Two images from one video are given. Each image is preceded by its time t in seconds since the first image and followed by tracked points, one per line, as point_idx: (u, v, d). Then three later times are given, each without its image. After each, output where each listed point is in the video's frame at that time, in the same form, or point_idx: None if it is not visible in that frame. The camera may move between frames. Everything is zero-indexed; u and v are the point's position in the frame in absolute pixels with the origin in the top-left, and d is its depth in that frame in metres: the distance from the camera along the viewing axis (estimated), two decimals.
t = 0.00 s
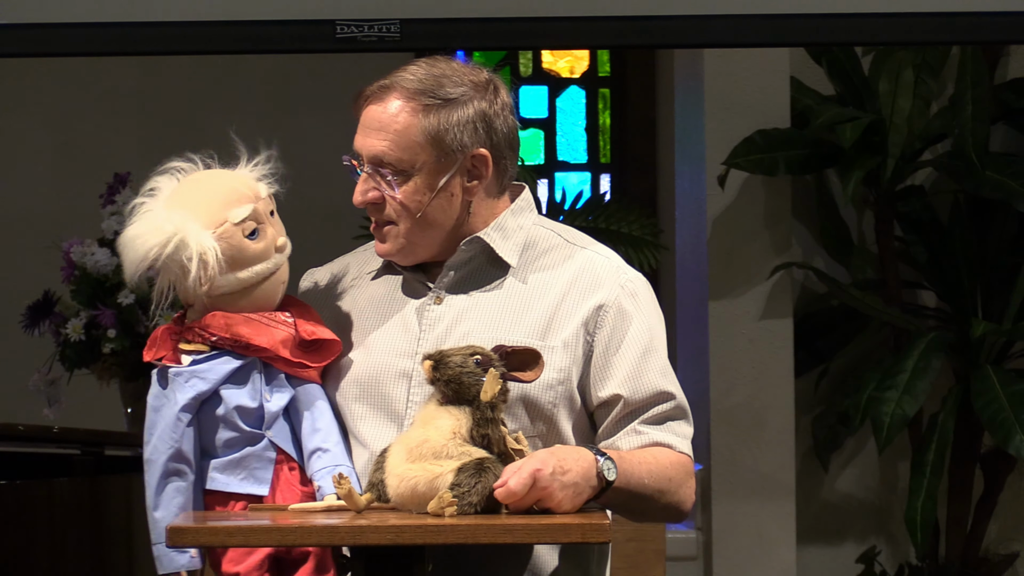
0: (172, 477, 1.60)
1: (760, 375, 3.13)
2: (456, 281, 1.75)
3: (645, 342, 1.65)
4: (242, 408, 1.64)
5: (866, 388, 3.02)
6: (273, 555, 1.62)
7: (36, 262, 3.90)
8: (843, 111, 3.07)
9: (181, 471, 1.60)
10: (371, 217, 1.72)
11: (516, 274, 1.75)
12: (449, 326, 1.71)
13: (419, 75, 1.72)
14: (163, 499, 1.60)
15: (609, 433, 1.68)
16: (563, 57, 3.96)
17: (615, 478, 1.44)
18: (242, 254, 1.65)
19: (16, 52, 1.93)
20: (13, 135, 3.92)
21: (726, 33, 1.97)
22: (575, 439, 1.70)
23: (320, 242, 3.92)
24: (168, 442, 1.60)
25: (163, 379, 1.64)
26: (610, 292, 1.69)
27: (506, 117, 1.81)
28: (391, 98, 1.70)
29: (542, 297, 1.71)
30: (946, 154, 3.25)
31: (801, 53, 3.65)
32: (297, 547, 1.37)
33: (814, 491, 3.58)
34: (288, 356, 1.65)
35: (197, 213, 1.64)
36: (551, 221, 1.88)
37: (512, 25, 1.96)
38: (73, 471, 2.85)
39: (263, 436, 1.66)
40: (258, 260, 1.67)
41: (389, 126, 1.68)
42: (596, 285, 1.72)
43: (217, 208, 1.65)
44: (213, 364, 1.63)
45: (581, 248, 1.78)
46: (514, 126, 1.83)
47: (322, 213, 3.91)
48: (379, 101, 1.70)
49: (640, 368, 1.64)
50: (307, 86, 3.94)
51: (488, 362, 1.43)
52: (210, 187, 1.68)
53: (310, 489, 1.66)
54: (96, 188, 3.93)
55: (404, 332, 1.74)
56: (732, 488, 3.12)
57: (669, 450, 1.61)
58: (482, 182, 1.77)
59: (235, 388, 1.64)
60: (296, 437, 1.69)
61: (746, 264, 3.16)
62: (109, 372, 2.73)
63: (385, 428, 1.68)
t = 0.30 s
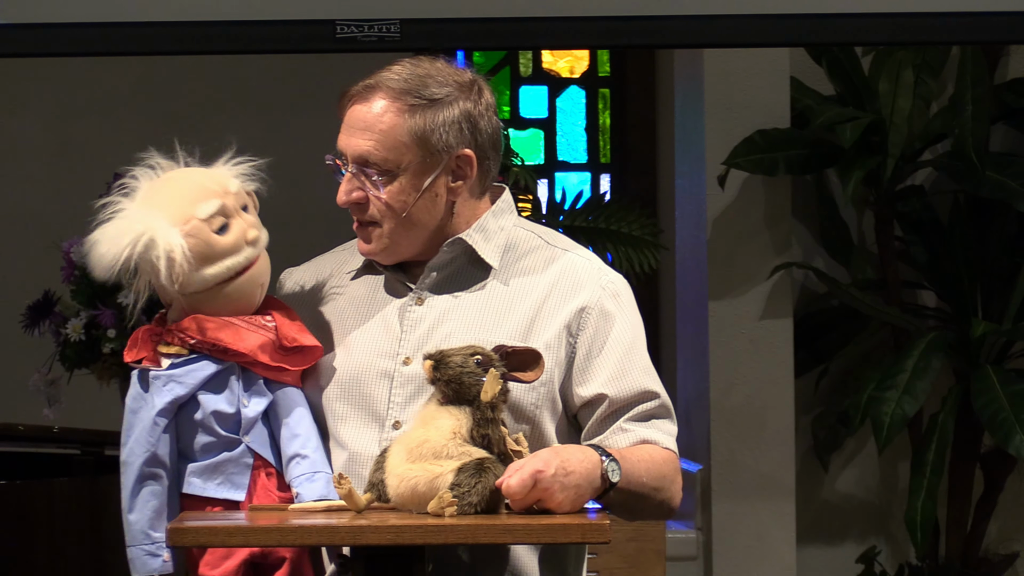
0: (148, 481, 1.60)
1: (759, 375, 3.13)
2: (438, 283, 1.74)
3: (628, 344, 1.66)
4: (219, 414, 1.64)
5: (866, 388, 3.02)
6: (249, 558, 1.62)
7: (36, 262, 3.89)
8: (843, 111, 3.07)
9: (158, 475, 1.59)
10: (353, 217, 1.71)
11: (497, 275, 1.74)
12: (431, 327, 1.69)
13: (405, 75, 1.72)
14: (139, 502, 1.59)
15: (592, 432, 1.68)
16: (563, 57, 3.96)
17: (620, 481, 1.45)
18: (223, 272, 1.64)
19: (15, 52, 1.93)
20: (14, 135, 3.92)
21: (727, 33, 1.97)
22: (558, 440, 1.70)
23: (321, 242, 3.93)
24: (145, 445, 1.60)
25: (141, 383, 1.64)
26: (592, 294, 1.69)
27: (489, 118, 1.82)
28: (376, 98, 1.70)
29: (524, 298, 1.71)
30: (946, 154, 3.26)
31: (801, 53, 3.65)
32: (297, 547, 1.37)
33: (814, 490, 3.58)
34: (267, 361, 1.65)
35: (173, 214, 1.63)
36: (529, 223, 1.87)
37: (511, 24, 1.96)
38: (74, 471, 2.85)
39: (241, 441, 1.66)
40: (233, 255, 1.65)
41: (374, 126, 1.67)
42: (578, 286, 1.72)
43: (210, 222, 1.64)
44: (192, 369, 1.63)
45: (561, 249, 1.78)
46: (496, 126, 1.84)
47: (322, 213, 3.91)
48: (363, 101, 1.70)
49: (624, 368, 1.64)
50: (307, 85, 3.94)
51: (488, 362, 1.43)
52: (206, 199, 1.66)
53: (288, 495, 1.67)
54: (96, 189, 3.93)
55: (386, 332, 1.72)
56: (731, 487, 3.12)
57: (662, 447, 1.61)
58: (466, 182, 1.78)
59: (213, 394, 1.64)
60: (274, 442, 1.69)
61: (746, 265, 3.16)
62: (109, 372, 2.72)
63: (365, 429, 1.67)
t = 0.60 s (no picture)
0: (132, 486, 1.58)
1: (759, 375, 3.13)
2: (419, 283, 1.74)
3: (609, 341, 1.67)
4: (206, 418, 1.63)
5: (866, 388, 3.02)
6: (236, 561, 1.60)
7: (37, 262, 3.90)
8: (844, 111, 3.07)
9: (142, 480, 1.58)
10: (332, 222, 1.71)
11: (477, 276, 1.74)
12: (412, 329, 1.70)
13: (382, 79, 1.73)
14: (122, 508, 1.57)
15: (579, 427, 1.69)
16: (563, 57, 3.96)
17: (617, 476, 1.45)
18: (202, 265, 1.62)
19: (15, 52, 1.93)
20: (14, 135, 3.91)
21: (727, 33, 1.97)
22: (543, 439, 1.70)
23: (321, 242, 3.93)
24: (129, 450, 1.58)
25: (124, 389, 1.62)
26: (572, 292, 1.71)
27: (466, 121, 1.84)
28: (354, 102, 1.70)
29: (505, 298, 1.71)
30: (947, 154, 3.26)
31: (801, 53, 3.65)
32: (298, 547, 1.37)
33: (814, 490, 3.58)
34: (251, 364, 1.63)
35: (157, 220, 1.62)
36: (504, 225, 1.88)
37: (511, 24, 1.96)
38: (75, 471, 2.85)
39: (226, 445, 1.65)
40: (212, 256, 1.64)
41: (354, 130, 1.67)
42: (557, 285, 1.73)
43: (180, 217, 1.63)
44: (175, 374, 1.61)
45: (539, 249, 1.79)
46: (471, 130, 1.86)
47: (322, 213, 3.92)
48: (340, 105, 1.69)
49: (606, 364, 1.65)
50: (307, 85, 3.94)
51: (488, 362, 1.43)
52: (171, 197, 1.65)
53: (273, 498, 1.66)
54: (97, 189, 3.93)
55: (366, 335, 1.73)
56: (731, 487, 3.11)
57: (649, 437, 1.60)
58: (445, 185, 1.79)
59: (198, 399, 1.63)
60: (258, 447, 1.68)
61: (746, 265, 3.16)
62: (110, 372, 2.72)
63: (348, 431, 1.68)
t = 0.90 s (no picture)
0: (126, 489, 1.59)
1: (759, 375, 3.13)
2: (415, 279, 1.74)
3: (605, 337, 1.67)
4: (200, 421, 1.64)
5: (866, 388, 3.02)
6: (233, 561, 1.61)
7: (37, 262, 3.90)
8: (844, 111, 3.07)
9: (136, 483, 1.59)
10: (329, 216, 1.70)
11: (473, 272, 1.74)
12: (407, 324, 1.70)
13: (379, 73, 1.74)
14: (116, 511, 1.59)
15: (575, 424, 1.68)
16: (563, 57, 3.96)
17: (616, 475, 1.45)
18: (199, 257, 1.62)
19: (15, 52, 1.93)
20: (13, 135, 3.91)
21: (727, 33, 1.97)
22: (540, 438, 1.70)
23: (321, 242, 3.93)
24: (124, 453, 1.59)
25: (119, 391, 1.63)
26: (567, 288, 1.70)
27: (462, 116, 1.85)
28: (350, 96, 1.70)
29: (501, 293, 1.71)
30: (947, 154, 3.26)
31: (801, 53, 3.65)
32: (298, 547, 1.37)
33: (814, 490, 3.58)
34: (247, 368, 1.64)
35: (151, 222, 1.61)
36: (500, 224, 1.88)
37: (511, 24, 1.96)
38: (74, 472, 2.85)
39: (221, 447, 1.66)
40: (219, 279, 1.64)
41: (351, 123, 1.68)
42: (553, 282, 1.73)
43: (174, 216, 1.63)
44: (172, 377, 1.63)
45: (534, 246, 1.79)
46: (468, 125, 1.87)
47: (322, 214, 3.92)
48: (336, 100, 1.70)
49: (602, 359, 1.65)
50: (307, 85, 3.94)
51: (488, 362, 1.43)
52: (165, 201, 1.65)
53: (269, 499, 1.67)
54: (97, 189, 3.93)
55: (361, 330, 1.72)
56: (730, 487, 3.12)
57: (648, 432, 1.60)
58: (442, 178, 1.79)
59: (193, 402, 1.64)
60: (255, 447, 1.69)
61: (746, 265, 3.16)
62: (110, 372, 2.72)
63: (344, 427, 1.67)
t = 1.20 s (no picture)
0: (143, 492, 1.58)
1: (759, 375, 3.13)
2: (424, 280, 1.74)
3: (614, 339, 1.67)
4: (212, 422, 1.63)
5: (866, 388, 3.02)
6: (248, 562, 1.59)
7: (36, 263, 3.90)
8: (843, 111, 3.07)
9: (153, 486, 1.58)
10: (339, 218, 1.71)
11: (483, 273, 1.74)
12: (417, 326, 1.70)
13: (389, 75, 1.73)
14: (134, 515, 1.58)
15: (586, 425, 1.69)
16: (563, 57, 3.96)
17: (616, 475, 1.45)
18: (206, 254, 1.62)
19: (14, 52, 1.93)
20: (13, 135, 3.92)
21: (726, 33, 1.97)
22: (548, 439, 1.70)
23: (321, 243, 3.93)
24: (139, 457, 1.58)
25: (130, 396, 1.62)
26: (577, 291, 1.70)
27: (472, 117, 1.84)
28: (359, 98, 1.70)
29: (510, 296, 1.71)
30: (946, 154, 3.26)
31: (801, 53, 3.65)
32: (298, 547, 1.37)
33: (814, 490, 3.58)
34: (257, 367, 1.64)
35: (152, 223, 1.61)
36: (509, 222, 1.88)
37: (511, 24, 1.96)
38: (74, 472, 2.85)
39: (233, 448, 1.65)
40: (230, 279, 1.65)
41: (360, 125, 1.68)
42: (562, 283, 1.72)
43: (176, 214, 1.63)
44: (182, 379, 1.62)
45: (544, 247, 1.78)
46: (478, 126, 1.87)
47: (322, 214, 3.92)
48: (346, 101, 1.70)
49: (610, 361, 1.65)
50: (307, 85, 3.95)
51: (488, 362, 1.43)
52: (163, 202, 1.64)
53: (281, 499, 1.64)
54: (96, 189, 3.93)
55: (370, 331, 1.72)
56: (731, 488, 3.12)
57: (655, 436, 1.60)
58: (452, 180, 1.79)
59: (204, 403, 1.63)
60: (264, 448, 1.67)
61: (746, 265, 3.16)
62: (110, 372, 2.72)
63: (353, 429, 1.68)
